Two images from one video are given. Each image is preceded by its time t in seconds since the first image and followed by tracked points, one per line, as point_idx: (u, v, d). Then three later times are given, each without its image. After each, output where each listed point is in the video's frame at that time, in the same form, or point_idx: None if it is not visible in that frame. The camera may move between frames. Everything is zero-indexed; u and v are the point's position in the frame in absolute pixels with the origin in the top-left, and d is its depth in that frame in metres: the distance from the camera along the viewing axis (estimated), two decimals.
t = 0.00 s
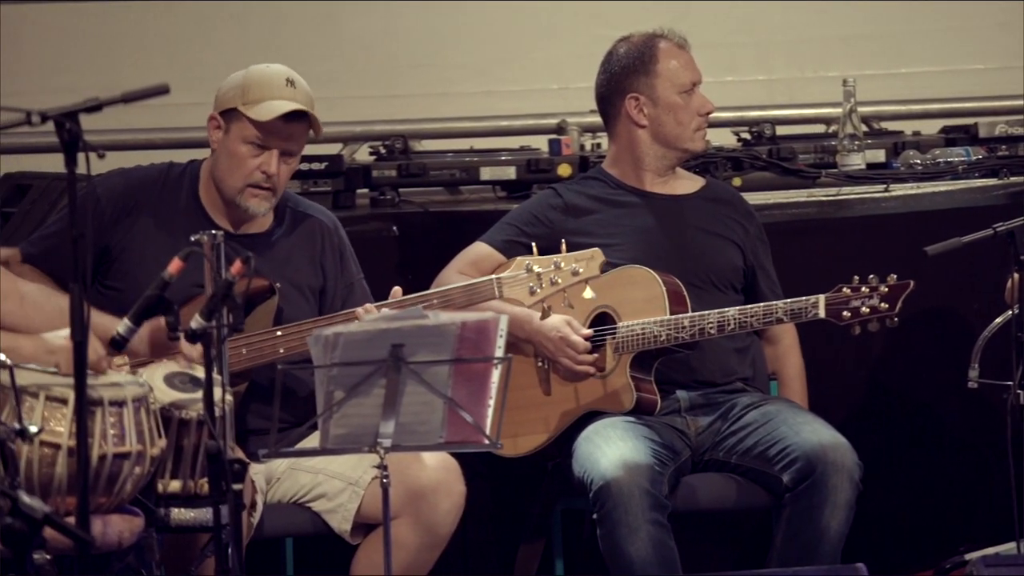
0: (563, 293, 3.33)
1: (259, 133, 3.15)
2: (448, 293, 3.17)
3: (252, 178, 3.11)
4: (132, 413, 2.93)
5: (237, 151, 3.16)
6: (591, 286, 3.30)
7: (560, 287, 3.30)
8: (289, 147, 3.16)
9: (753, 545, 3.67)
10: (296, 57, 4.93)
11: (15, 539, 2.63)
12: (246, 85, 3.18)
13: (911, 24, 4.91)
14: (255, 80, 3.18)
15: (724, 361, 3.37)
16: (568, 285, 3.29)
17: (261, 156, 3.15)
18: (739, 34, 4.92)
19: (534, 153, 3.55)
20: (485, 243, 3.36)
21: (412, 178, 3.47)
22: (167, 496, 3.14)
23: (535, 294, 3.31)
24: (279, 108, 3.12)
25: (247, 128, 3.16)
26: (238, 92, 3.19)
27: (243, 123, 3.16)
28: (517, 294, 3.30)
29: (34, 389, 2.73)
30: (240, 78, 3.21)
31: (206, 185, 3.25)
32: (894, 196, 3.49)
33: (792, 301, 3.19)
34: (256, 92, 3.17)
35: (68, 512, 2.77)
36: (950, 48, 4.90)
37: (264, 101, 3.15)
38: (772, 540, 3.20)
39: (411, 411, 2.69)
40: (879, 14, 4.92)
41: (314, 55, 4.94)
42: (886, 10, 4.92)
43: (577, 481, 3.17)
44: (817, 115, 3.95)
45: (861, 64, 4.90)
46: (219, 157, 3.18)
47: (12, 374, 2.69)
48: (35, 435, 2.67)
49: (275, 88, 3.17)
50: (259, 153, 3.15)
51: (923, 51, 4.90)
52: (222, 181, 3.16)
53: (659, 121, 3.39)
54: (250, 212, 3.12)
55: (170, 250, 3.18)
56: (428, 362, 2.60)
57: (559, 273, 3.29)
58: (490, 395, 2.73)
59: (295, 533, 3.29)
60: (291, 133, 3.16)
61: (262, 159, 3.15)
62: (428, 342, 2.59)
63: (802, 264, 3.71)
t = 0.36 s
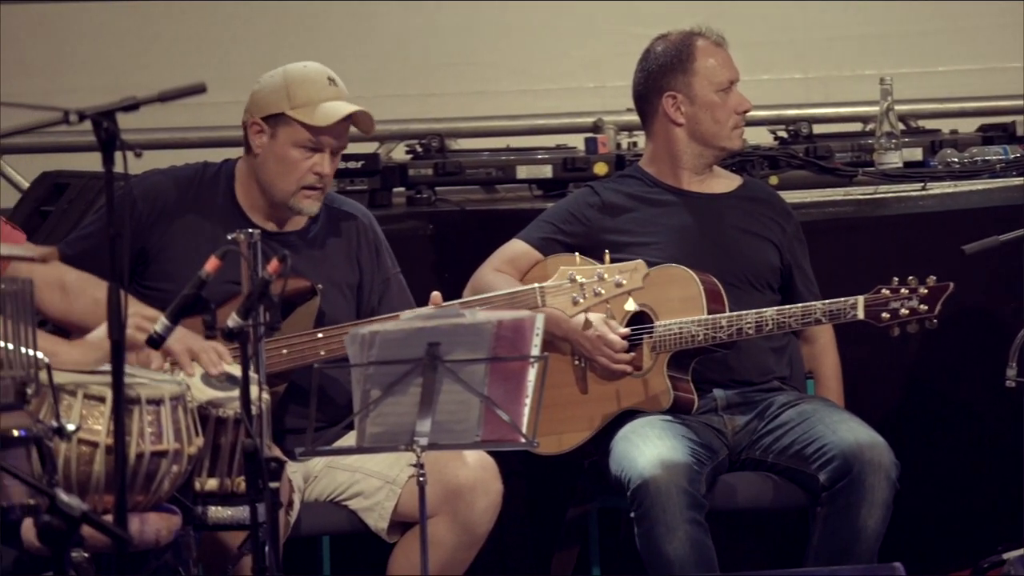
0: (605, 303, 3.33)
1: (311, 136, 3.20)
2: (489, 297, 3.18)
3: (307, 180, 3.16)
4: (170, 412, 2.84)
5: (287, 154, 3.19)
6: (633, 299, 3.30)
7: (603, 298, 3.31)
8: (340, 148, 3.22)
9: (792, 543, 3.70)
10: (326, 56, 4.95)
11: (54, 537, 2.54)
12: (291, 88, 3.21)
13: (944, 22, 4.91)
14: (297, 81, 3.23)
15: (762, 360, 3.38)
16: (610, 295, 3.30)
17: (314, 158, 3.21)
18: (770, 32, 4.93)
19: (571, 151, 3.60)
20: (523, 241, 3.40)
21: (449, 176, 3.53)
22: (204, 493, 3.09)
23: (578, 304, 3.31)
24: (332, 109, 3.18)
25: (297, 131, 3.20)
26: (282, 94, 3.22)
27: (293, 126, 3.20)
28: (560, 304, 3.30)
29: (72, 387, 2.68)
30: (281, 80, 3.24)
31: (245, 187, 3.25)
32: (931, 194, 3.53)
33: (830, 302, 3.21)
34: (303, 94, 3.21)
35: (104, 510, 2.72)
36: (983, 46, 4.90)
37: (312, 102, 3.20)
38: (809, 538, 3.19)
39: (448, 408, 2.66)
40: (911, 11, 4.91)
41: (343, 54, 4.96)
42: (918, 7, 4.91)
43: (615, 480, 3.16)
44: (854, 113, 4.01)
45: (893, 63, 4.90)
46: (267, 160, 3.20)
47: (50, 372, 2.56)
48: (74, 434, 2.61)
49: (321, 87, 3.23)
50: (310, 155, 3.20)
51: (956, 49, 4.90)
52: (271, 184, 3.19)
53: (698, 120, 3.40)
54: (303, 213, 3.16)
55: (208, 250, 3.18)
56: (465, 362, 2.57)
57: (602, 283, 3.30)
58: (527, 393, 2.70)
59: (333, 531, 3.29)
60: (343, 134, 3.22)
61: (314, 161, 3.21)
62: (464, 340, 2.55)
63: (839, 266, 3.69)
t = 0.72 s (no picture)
0: (631, 302, 3.33)
1: (348, 135, 3.22)
2: (519, 297, 3.19)
3: (345, 178, 3.18)
4: (196, 411, 2.84)
5: (324, 154, 3.21)
6: (660, 298, 3.30)
7: (630, 297, 3.31)
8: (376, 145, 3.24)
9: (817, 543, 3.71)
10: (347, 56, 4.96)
11: (81, 537, 2.50)
12: (325, 86, 3.22)
13: (966, 22, 4.90)
14: (330, 80, 3.23)
15: (788, 358, 3.37)
16: (637, 294, 3.30)
17: (350, 157, 3.23)
18: (792, 32, 4.93)
19: (596, 150, 3.60)
20: (548, 240, 3.41)
21: (474, 176, 3.54)
22: (229, 492, 3.06)
23: (604, 303, 3.31)
24: (368, 108, 3.20)
25: (334, 130, 3.22)
26: (315, 94, 3.23)
27: (330, 125, 3.21)
28: (587, 304, 3.30)
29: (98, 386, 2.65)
30: (312, 80, 3.25)
31: (275, 189, 3.27)
32: (957, 193, 3.51)
33: (854, 297, 3.20)
34: (338, 93, 3.22)
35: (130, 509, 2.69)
36: (1005, 45, 4.89)
37: (348, 101, 3.22)
38: (835, 537, 3.19)
39: (473, 408, 2.65)
40: (933, 11, 4.91)
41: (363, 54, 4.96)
42: (940, 8, 4.91)
43: (639, 479, 3.16)
44: (879, 112, 3.96)
45: (915, 62, 4.90)
46: (302, 160, 3.22)
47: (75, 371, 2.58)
48: (100, 433, 2.59)
49: (353, 85, 3.24)
50: (347, 154, 3.22)
51: (977, 48, 4.89)
52: (309, 183, 3.20)
53: (722, 119, 3.41)
54: (342, 211, 3.18)
55: (235, 248, 3.20)
56: (490, 360, 2.56)
57: (628, 282, 3.31)
58: (552, 393, 2.69)
59: (358, 530, 3.30)
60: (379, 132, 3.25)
61: (351, 159, 3.23)
62: (490, 339, 2.56)
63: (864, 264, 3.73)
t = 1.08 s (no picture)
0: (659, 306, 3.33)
1: (363, 132, 3.21)
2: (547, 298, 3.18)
3: (357, 176, 3.17)
4: (225, 410, 2.81)
5: (340, 150, 3.21)
6: (688, 303, 3.30)
7: (658, 302, 3.30)
8: (392, 145, 3.22)
9: (845, 542, 3.72)
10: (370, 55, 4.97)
11: (111, 535, 2.39)
12: (349, 85, 3.23)
13: (993, 20, 4.89)
14: (357, 80, 3.24)
15: (817, 356, 3.37)
16: (665, 299, 3.30)
17: (366, 155, 3.21)
18: (816, 31, 4.92)
19: (624, 150, 3.62)
20: (576, 238, 3.42)
21: (502, 174, 3.56)
22: (259, 491, 2.98)
23: (633, 307, 3.32)
24: (383, 106, 3.18)
25: (350, 127, 3.21)
26: (339, 91, 3.25)
27: (347, 121, 3.21)
28: (615, 308, 3.31)
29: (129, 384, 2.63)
30: (339, 78, 3.26)
31: (303, 187, 3.28)
32: (988, 192, 3.49)
33: (886, 298, 3.19)
34: (360, 90, 3.23)
35: (161, 506, 2.65)
36: None
37: (366, 99, 3.21)
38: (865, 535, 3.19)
39: (502, 406, 2.63)
40: (958, 11, 4.90)
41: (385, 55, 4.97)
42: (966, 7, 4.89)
43: (669, 478, 3.16)
44: (911, 111, 3.93)
45: (941, 60, 4.88)
46: (320, 156, 3.23)
47: (105, 370, 2.54)
48: (129, 430, 2.56)
49: (379, 85, 3.23)
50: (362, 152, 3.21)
51: (1004, 47, 4.87)
52: (324, 178, 3.20)
53: (733, 119, 3.40)
54: (354, 209, 3.16)
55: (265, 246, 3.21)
56: (519, 359, 2.55)
57: (657, 287, 3.30)
58: (581, 391, 2.67)
59: (386, 528, 3.30)
60: (397, 133, 3.21)
61: (366, 158, 3.21)
62: (518, 338, 2.54)
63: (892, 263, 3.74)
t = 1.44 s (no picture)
0: (699, 300, 3.34)
1: (397, 128, 3.20)
2: (584, 294, 3.19)
3: (395, 170, 3.15)
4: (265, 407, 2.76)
5: (376, 148, 3.20)
6: (728, 295, 3.31)
7: (698, 295, 3.32)
8: (427, 138, 3.21)
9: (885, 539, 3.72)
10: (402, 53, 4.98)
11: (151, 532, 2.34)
12: (377, 82, 3.23)
13: None
14: (384, 76, 3.23)
15: (856, 355, 3.35)
16: (704, 292, 3.31)
17: (402, 151, 3.20)
18: (848, 28, 4.92)
19: (663, 147, 3.62)
20: (614, 237, 3.42)
21: (541, 172, 3.57)
22: (298, 489, 2.94)
23: (672, 301, 3.33)
24: (414, 101, 3.17)
25: (383, 124, 3.20)
26: (369, 90, 3.24)
27: (380, 119, 3.20)
28: (654, 301, 3.32)
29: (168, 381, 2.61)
30: (367, 77, 3.26)
31: (341, 187, 3.28)
32: None
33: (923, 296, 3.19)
34: (387, 87, 3.22)
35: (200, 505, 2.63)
36: None
37: (397, 95, 3.20)
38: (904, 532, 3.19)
39: (541, 404, 2.62)
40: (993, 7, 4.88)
41: (415, 53, 4.98)
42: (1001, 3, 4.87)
43: (708, 477, 3.15)
44: (950, 107, 3.95)
45: (976, 56, 4.86)
46: (356, 155, 3.22)
47: (145, 367, 2.55)
48: (169, 429, 2.54)
49: (406, 79, 3.23)
50: (398, 147, 3.20)
51: None
52: (362, 178, 3.20)
53: (766, 120, 3.38)
54: (395, 203, 3.15)
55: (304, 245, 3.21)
56: (558, 357, 2.53)
57: (696, 280, 3.31)
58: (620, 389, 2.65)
59: (426, 527, 3.31)
60: (430, 124, 3.21)
61: (402, 154, 3.20)
62: (557, 336, 2.52)
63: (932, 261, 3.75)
